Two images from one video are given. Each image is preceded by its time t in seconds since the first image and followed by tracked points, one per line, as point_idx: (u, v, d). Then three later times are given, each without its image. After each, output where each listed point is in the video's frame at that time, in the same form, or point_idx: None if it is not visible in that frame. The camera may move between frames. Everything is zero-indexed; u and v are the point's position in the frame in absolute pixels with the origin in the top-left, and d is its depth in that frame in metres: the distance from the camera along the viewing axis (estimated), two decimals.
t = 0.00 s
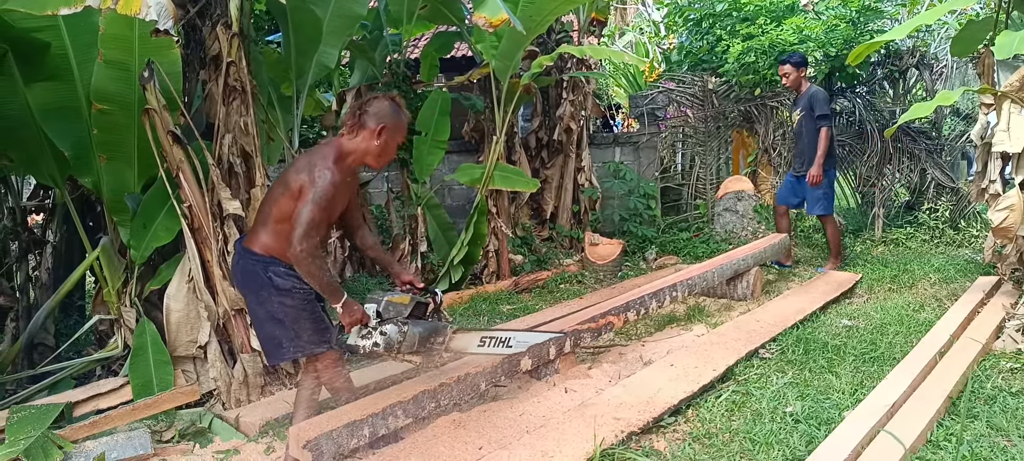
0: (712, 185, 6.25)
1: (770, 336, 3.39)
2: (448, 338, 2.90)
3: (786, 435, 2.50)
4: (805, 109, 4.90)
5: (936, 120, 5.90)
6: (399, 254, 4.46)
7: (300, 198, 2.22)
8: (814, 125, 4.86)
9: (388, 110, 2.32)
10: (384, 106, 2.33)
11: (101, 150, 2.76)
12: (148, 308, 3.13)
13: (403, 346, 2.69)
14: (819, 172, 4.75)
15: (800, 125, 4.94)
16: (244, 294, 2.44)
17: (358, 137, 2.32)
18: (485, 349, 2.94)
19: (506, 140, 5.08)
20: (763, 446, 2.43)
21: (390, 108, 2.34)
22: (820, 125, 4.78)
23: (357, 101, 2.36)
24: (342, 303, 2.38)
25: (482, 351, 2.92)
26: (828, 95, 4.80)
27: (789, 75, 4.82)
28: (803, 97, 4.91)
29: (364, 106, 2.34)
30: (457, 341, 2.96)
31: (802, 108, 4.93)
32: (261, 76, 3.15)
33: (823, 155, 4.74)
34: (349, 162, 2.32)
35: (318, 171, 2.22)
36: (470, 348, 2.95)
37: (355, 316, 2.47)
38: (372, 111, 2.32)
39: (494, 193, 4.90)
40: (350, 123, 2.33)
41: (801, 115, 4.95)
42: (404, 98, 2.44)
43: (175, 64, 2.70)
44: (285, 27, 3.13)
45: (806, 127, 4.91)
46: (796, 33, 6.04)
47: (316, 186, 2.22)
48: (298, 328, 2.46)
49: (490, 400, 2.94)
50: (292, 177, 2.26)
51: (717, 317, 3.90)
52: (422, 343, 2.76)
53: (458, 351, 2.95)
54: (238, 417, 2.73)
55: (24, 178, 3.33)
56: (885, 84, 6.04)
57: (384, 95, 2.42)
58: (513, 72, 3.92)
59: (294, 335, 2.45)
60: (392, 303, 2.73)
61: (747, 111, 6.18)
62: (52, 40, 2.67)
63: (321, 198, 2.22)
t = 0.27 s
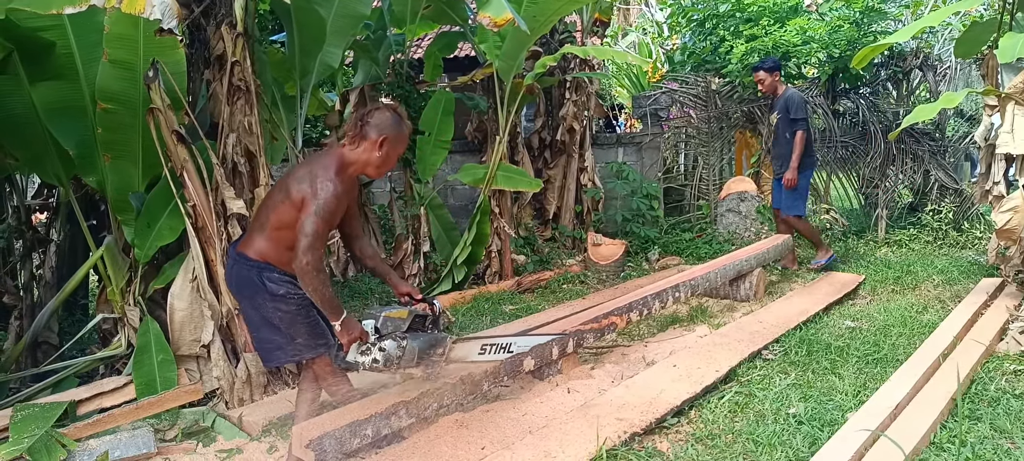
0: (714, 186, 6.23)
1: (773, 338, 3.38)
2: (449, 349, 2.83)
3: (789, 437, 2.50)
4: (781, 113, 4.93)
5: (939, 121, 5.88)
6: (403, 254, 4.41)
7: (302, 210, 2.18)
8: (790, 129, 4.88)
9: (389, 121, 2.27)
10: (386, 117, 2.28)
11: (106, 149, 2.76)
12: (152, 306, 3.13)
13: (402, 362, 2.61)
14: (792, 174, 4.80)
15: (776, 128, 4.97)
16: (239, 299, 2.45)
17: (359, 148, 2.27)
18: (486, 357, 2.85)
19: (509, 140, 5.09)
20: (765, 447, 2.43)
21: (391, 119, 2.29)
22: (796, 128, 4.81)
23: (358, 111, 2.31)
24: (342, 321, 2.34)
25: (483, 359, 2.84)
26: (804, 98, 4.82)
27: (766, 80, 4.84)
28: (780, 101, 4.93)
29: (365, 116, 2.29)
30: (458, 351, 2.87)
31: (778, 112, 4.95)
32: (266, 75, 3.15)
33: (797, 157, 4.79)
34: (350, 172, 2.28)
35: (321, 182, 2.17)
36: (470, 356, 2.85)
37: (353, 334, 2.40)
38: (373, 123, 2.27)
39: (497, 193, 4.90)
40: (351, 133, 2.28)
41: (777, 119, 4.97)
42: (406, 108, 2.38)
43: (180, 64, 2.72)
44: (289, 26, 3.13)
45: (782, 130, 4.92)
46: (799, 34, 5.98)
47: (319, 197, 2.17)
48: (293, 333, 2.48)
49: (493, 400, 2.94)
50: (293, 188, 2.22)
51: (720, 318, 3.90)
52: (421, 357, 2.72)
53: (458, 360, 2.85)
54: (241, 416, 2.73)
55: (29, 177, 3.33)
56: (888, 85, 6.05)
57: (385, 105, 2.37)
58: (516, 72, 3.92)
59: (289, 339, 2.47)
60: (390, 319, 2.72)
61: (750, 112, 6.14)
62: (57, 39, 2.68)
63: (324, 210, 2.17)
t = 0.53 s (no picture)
0: (717, 187, 6.22)
1: (776, 339, 3.39)
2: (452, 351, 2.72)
3: (791, 437, 2.50)
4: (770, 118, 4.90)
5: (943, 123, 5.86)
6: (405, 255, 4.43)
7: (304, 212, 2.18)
8: (777, 133, 4.89)
9: (389, 125, 2.27)
10: (387, 121, 2.27)
11: (111, 147, 2.77)
12: (156, 304, 3.14)
13: (407, 364, 2.56)
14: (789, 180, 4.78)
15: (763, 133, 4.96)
16: (236, 299, 2.45)
17: (361, 152, 2.27)
18: (491, 358, 2.83)
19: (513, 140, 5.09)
20: (768, 447, 2.44)
21: (392, 123, 2.29)
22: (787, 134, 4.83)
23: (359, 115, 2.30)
24: (347, 323, 2.33)
25: (488, 360, 2.81)
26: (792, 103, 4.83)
27: (753, 84, 4.79)
28: (768, 104, 4.92)
29: (366, 120, 2.28)
30: (462, 352, 2.79)
31: (767, 115, 4.95)
32: (270, 74, 3.18)
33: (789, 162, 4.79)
34: (351, 175, 2.28)
35: (323, 185, 2.17)
36: (475, 357, 2.80)
37: (357, 336, 2.39)
38: (373, 127, 2.27)
39: (500, 192, 4.91)
40: (353, 137, 2.27)
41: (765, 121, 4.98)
42: (406, 111, 2.38)
43: (186, 62, 2.71)
44: (294, 25, 3.14)
45: (769, 134, 4.94)
46: (804, 35, 6.05)
47: (321, 200, 2.17)
48: (288, 333, 2.45)
49: (496, 399, 2.95)
50: (295, 190, 2.22)
51: (723, 318, 3.90)
52: (427, 359, 2.61)
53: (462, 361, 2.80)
54: (245, 413, 2.74)
55: (34, 174, 3.37)
56: (892, 87, 6.03)
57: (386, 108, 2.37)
58: (521, 71, 3.92)
59: (284, 340, 2.45)
60: (394, 321, 2.66)
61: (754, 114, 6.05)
62: (63, 37, 2.68)
63: (327, 213, 2.17)
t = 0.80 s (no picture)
0: (719, 186, 6.21)
1: (777, 338, 3.39)
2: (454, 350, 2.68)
3: (791, 437, 2.50)
4: (746, 121, 4.85)
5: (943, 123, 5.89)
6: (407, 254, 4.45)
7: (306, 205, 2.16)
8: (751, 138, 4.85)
9: (393, 124, 2.26)
10: (390, 120, 2.27)
11: (111, 146, 2.76)
12: (156, 304, 3.13)
13: (408, 363, 2.49)
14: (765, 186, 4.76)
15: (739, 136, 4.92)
16: (219, 286, 2.33)
17: (364, 149, 2.27)
18: (493, 357, 2.81)
19: (514, 139, 5.09)
20: (768, 446, 2.44)
21: (395, 122, 2.28)
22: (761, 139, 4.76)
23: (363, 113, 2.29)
24: (348, 321, 2.32)
25: (491, 360, 2.80)
26: (769, 108, 4.74)
27: (734, 85, 4.77)
28: (745, 107, 4.85)
29: (370, 118, 2.27)
30: (464, 351, 2.77)
31: (744, 118, 4.89)
32: (271, 74, 3.18)
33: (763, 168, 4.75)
34: (353, 172, 2.27)
35: (326, 179, 2.15)
36: (477, 357, 2.78)
37: (358, 335, 2.37)
38: (376, 125, 2.26)
39: (501, 192, 4.91)
40: (356, 134, 2.27)
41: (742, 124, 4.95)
42: (409, 112, 2.38)
43: (186, 61, 2.71)
44: (295, 24, 3.13)
45: (744, 137, 4.91)
46: (805, 35, 6.11)
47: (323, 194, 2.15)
48: (275, 314, 2.31)
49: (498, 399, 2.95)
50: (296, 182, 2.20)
51: (724, 318, 3.91)
52: (427, 358, 2.54)
53: (464, 361, 2.78)
54: (245, 413, 2.73)
55: (33, 174, 3.36)
56: (892, 87, 6.07)
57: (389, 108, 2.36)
58: (521, 71, 3.93)
59: (271, 321, 2.31)
60: (394, 320, 2.52)
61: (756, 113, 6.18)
62: (63, 36, 2.67)
63: (330, 207, 2.15)
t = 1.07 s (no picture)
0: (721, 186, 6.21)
1: (778, 338, 3.39)
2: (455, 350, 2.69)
3: (793, 437, 2.50)
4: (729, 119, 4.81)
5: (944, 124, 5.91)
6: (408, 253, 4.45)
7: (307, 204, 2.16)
8: (735, 137, 4.79)
9: (396, 132, 2.27)
10: (394, 129, 2.28)
11: (113, 145, 2.77)
12: (158, 303, 3.13)
13: (409, 362, 2.50)
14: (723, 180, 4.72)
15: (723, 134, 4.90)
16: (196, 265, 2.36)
17: (366, 155, 2.27)
18: (495, 357, 2.81)
19: (515, 139, 5.09)
20: (769, 447, 2.43)
21: (399, 131, 2.30)
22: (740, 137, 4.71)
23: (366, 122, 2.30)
24: (350, 321, 2.32)
25: (492, 360, 2.80)
26: (754, 109, 4.69)
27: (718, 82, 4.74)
28: (732, 106, 4.83)
29: (373, 126, 2.28)
30: (465, 351, 2.76)
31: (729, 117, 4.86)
32: (274, 73, 3.18)
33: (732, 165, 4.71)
34: (353, 176, 2.27)
35: (327, 180, 2.15)
36: (478, 357, 2.78)
37: (359, 335, 2.36)
38: (380, 132, 2.27)
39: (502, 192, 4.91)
40: (358, 140, 2.27)
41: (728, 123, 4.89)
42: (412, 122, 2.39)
43: (188, 61, 2.71)
44: (297, 23, 3.13)
45: (729, 136, 4.86)
46: (806, 35, 6.05)
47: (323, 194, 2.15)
48: (241, 273, 2.27)
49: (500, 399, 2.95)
50: (296, 181, 2.20)
51: (725, 318, 3.91)
52: (428, 357, 2.55)
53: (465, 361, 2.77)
54: (246, 413, 2.73)
55: (34, 173, 3.41)
56: (895, 87, 6.08)
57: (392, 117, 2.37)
58: (523, 71, 3.93)
59: (237, 280, 2.26)
60: (395, 320, 2.54)
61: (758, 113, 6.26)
62: (65, 35, 2.67)
63: (330, 207, 2.15)
